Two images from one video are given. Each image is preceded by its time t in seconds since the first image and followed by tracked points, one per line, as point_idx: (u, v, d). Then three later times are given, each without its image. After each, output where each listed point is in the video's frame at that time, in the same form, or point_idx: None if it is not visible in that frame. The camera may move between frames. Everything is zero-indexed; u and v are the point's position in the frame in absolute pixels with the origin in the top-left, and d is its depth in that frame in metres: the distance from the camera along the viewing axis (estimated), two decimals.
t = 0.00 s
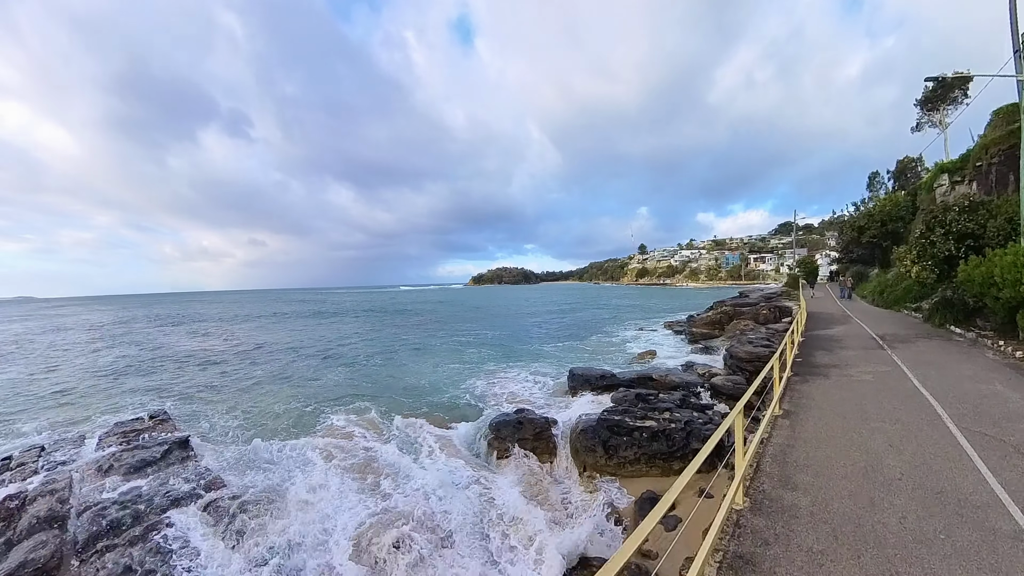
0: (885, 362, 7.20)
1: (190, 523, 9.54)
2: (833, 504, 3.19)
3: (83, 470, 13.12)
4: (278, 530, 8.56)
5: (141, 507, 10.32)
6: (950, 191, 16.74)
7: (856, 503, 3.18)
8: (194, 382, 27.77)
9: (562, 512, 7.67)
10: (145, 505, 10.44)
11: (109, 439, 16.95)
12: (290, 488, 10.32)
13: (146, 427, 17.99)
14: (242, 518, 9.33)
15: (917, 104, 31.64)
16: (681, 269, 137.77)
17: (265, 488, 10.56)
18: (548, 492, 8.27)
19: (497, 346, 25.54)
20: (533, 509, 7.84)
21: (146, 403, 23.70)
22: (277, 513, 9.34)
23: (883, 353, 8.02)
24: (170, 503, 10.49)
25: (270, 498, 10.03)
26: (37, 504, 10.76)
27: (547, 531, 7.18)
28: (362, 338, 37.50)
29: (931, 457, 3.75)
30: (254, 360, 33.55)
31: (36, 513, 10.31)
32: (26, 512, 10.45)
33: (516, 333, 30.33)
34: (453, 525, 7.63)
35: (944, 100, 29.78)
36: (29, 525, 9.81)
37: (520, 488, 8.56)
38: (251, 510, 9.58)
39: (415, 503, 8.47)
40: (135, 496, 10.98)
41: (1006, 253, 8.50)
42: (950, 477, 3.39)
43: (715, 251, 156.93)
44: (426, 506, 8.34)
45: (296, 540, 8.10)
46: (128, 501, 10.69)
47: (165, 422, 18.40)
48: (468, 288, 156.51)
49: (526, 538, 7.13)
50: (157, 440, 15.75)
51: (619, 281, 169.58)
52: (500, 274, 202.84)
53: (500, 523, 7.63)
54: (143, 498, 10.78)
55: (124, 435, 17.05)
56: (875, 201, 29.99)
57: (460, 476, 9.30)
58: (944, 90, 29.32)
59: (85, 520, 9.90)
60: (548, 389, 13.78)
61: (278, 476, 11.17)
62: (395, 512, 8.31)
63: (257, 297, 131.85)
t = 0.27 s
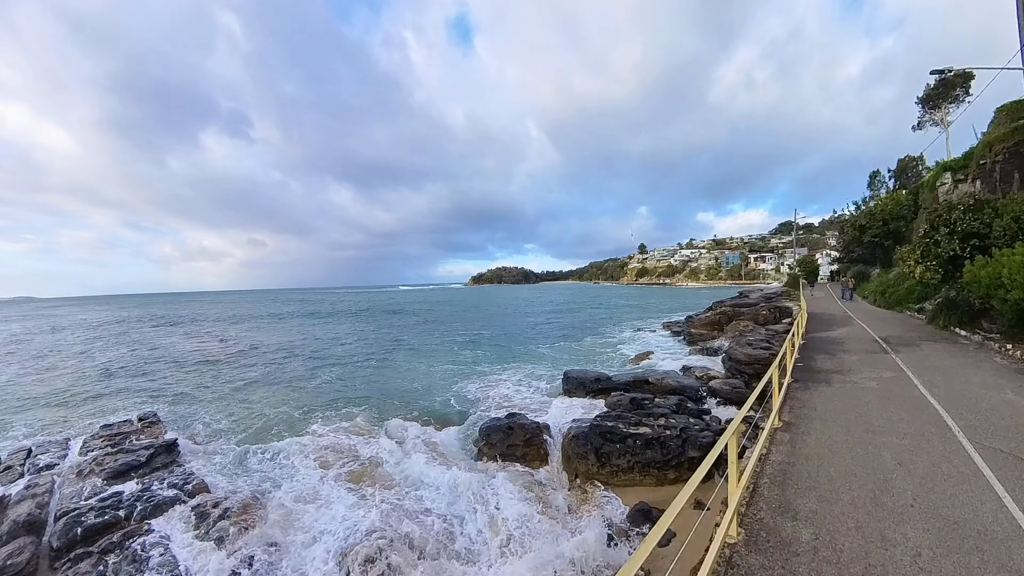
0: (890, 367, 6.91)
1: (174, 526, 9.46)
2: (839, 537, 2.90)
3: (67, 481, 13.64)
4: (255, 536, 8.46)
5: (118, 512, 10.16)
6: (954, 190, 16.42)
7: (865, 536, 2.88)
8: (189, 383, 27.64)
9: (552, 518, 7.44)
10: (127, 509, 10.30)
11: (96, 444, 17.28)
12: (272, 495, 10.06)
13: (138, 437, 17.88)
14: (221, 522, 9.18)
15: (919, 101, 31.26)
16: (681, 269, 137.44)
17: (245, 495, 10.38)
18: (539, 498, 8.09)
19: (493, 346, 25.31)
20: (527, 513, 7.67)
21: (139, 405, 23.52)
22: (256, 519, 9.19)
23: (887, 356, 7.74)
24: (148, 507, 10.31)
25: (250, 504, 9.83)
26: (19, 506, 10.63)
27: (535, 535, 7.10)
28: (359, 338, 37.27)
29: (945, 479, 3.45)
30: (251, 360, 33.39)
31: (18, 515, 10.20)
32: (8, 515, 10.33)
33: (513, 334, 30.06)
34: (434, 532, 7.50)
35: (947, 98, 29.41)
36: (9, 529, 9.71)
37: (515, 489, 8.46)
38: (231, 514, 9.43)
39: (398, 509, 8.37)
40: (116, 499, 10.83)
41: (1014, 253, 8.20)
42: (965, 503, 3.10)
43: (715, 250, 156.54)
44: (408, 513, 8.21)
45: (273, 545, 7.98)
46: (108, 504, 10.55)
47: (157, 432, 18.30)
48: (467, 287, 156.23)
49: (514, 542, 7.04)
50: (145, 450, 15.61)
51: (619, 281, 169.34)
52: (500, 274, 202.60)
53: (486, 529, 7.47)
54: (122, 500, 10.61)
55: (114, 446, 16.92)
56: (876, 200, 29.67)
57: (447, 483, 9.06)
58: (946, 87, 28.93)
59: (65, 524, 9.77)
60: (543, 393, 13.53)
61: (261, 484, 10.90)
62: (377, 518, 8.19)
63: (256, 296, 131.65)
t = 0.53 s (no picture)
0: (894, 368, 6.64)
1: (159, 527, 9.68)
2: (843, 562, 2.65)
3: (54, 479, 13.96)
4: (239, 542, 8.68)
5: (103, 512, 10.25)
6: (956, 188, 16.18)
7: (871, 562, 2.63)
8: (184, 383, 27.47)
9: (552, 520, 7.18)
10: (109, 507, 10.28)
11: (85, 442, 17.34)
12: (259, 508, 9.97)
13: (127, 439, 17.68)
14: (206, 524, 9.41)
15: (920, 100, 30.99)
16: (680, 268, 137.17)
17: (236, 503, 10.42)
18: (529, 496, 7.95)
19: (490, 346, 25.10)
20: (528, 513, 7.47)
21: (133, 405, 23.35)
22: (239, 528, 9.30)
23: (890, 357, 7.48)
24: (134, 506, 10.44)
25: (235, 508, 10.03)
26: None
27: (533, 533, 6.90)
28: (355, 338, 37.02)
29: (957, 493, 3.20)
30: (247, 360, 33.20)
31: None
32: None
33: (511, 334, 29.82)
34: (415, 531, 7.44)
35: (948, 96, 29.10)
36: None
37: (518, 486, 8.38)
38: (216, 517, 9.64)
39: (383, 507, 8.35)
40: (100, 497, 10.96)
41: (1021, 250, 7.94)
42: (980, 524, 2.83)
43: (715, 250, 156.24)
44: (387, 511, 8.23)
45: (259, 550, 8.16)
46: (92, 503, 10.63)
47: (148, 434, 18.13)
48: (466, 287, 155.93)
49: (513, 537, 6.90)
50: (134, 453, 15.43)
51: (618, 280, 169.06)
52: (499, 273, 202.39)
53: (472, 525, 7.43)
54: (106, 497, 10.70)
55: (103, 447, 16.71)
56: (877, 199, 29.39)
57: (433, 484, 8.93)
58: (947, 85, 28.65)
59: (46, 523, 9.72)
60: (538, 394, 13.30)
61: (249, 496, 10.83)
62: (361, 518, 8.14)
63: (254, 295, 131.43)
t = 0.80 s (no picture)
0: (898, 374, 6.35)
1: (139, 533, 10.43)
2: None
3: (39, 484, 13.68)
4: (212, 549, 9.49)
5: (85, 517, 11.12)
6: (958, 187, 15.91)
7: None
8: (178, 384, 27.34)
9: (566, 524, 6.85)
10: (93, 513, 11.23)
11: (74, 443, 17.16)
12: (251, 533, 10.13)
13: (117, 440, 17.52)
14: (185, 529, 10.26)
15: (921, 98, 30.67)
16: (680, 268, 136.91)
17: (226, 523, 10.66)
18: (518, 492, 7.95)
19: (486, 347, 24.87)
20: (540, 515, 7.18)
21: (125, 406, 23.23)
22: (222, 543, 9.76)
23: (893, 362, 7.21)
24: (116, 511, 11.28)
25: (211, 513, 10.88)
26: None
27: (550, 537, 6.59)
28: (352, 339, 36.80)
29: (969, 522, 2.92)
30: (242, 361, 33.05)
31: None
32: None
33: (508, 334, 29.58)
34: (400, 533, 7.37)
35: (949, 94, 28.78)
36: None
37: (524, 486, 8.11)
38: (193, 523, 10.48)
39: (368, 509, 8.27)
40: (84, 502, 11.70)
41: None
42: (997, 561, 2.56)
43: (715, 249, 155.94)
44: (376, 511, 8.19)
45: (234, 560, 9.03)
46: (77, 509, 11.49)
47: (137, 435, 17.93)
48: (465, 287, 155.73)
49: (526, 540, 6.61)
50: (120, 456, 15.25)
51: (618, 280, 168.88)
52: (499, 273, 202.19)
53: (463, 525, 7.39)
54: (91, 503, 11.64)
55: (89, 449, 16.49)
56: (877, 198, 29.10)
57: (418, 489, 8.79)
58: (949, 83, 28.34)
59: (34, 526, 10.67)
60: (532, 398, 13.10)
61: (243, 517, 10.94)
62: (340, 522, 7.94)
63: (252, 295, 131.19)
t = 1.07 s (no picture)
0: (900, 376, 6.06)
1: (118, 534, 10.31)
2: None
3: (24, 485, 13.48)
4: (191, 551, 9.49)
5: (67, 516, 10.96)
6: (960, 184, 15.62)
7: None
8: (172, 384, 27.08)
9: (586, 544, 6.34)
10: (73, 513, 11.09)
11: (62, 442, 16.93)
12: (238, 536, 9.83)
13: (105, 440, 17.25)
14: (165, 529, 10.22)
15: (921, 95, 30.36)
16: (679, 267, 136.61)
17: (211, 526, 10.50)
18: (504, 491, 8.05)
19: (482, 346, 24.60)
20: (547, 525, 6.86)
21: (117, 406, 22.99)
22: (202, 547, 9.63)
23: (895, 363, 6.92)
24: (98, 510, 11.16)
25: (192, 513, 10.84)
26: None
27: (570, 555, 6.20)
28: (348, 339, 36.53)
29: (986, 551, 2.61)
30: (237, 360, 32.81)
31: None
32: None
33: (505, 334, 29.30)
34: (383, 539, 7.16)
35: (950, 91, 28.50)
36: None
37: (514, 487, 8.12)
38: (174, 523, 10.42)
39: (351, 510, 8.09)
40: (65, 502, 11.56)
41: None
42: None
43: (714, 249, 155.66)
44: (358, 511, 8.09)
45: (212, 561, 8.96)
46: (58, 508, 11.33)
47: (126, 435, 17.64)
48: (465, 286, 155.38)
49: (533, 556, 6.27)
50: (106, 456, 14.98)
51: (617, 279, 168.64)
52: (498, 272, 201.91)
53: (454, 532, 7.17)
54: (73, 503, 11.52)
55: (76, 449, 16.17)
56: (877, 197, 28.83)
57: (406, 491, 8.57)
58: (950, 80, 28.05)
59: (14, 526, 10.55)
60: (525, 400, 12.85)
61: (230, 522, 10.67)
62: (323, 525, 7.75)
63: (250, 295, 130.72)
